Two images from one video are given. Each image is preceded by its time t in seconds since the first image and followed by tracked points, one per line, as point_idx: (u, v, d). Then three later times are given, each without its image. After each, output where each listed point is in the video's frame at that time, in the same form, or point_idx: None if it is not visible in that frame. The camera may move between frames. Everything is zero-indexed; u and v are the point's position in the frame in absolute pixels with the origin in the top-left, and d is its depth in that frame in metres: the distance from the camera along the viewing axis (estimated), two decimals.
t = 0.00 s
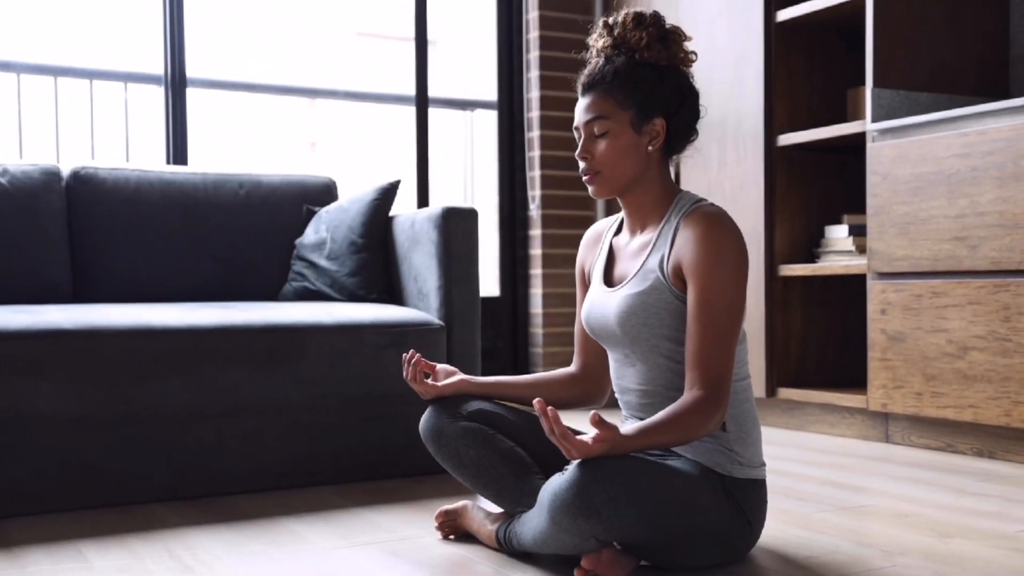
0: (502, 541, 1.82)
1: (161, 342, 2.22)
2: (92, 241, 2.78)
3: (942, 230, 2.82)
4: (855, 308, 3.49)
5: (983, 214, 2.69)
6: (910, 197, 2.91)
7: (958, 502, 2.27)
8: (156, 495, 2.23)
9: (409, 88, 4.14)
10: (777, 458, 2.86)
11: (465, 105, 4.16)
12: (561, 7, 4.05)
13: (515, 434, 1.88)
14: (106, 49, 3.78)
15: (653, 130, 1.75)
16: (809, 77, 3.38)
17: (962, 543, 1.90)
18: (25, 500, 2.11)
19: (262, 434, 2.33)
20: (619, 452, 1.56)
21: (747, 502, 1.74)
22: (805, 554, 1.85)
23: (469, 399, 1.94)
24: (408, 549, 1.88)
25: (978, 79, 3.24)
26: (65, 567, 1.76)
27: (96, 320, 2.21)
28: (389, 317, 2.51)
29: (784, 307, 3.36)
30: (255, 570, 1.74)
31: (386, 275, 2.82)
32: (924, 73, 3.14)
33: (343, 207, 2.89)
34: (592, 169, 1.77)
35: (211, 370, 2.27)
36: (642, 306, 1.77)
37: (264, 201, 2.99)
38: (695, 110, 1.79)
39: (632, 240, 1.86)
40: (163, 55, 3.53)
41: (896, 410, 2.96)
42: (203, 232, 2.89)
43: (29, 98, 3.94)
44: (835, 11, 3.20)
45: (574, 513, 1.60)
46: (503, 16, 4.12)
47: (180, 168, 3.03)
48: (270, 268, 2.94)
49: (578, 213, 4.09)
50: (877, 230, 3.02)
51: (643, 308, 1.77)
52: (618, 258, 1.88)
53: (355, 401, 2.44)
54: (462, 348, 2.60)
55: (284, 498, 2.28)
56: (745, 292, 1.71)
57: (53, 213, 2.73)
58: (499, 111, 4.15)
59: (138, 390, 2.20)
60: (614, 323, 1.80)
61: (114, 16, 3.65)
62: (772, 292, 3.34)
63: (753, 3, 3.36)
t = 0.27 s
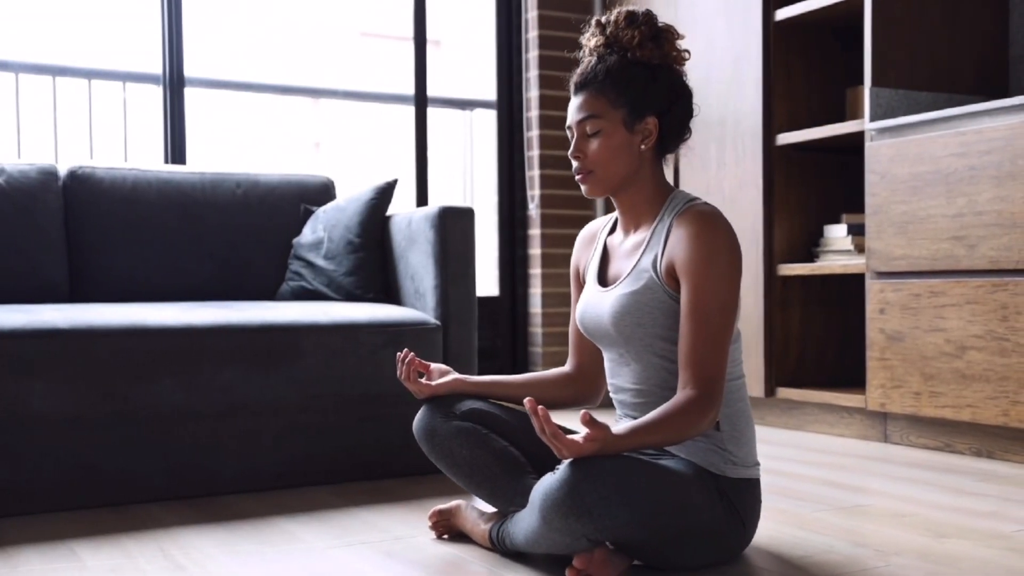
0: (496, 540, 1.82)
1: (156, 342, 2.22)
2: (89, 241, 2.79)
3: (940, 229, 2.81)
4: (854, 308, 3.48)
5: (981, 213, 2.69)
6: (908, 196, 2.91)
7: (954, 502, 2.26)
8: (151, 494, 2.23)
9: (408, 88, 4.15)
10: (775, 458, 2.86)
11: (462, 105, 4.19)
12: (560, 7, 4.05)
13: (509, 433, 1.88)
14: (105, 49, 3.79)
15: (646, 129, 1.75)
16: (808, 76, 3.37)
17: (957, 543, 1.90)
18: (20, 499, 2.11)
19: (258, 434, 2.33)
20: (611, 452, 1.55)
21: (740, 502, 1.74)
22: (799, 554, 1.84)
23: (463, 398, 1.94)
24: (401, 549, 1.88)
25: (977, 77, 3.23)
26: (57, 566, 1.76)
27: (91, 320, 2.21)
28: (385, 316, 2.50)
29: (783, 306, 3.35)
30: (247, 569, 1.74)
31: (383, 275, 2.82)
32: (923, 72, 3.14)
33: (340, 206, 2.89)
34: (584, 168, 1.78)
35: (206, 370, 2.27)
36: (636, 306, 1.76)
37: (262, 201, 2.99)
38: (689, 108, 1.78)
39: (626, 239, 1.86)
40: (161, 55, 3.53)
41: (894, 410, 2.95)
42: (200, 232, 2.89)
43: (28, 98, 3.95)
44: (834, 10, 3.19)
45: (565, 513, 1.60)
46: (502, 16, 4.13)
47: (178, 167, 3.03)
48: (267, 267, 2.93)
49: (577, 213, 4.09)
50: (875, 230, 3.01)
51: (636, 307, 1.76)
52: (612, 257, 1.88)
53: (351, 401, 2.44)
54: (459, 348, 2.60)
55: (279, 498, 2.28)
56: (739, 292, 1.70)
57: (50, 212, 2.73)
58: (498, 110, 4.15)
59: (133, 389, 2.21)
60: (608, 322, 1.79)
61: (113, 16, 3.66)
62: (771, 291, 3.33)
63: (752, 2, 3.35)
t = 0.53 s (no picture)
0: (491, 540, 1.81)
1: (154, 341, 2.22)
2: (89, 240, 2.79)
3: (942, 228, 2.80)
4: (856, 307, 3.46)
5: (983, 212, 2.67)
6: (910, 194, 2.89)
7: (954, 502, 2.25)
8: (148, 493, 2.23)
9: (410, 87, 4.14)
10: (775, 458, 2.85)
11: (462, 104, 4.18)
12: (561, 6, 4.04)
13: (504, 432, 1.87)
14: (106, 49, 3.79)
15: (642, 127, 1.75)
16: (809, 74, 3.36)
17: (956, 543, 1.88)
18: (17, 498, 2.11)
19: (256, 433, 2.33)
20: (604, 450, 1.55)
21: (737, 502, 1.72)
22: (797, 553, 1.83)
23: (459, 397, 1.93)
24: (397, 548, 1.87)
25: (979, 75, 3.22)
26: (53, 565, 1.76)
27: (89, 319, 2.21)
28: (384, 315, 2.50)
29: (785, 306, 3.34)
30: (242, 568, 1.73)
31: (383, 274, 2.82)
32: (925, 70, 3.12)
33: (339, 205, 2.89)
34: (580, 167, 1.77)
35: (204, 370, 2.27)
36: (632, 305, 1.76)
37: (262, 200, 2.99)
38: (684, 106, 1.78)
39: (622, 238, 1.85)
40: (162, 55, 3.53)
41: (896, 409, 2.94)
42: (200, 231, 2.89)
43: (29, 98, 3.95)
44: (835, 8, 3.18)
45: (559, 511, 1.59)
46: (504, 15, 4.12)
47: (178, 167, 3.03)
48: (267, 267, 2.93)
49: (579, 212, 4.08)
50: (877, 228, 3.00)
51: (632, 306, 1.76)
52: (608, 256, 1.87)
53: (349, 401, 2.43)
54: (458, 347, 2.59)
55: (277, 497, 2.28)
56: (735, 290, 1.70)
57: (50, 212, 2.73)
58: (500, 109, 4.15)
59: (131, 389, 2.20)
60: (605, 322, 1.79)
61: (114, 15, 3.66)
62: (772, 290, 3.32)
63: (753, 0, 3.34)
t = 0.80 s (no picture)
0: (488, 539, 1.81)
1: (154, 340, 2.22)
2: (91, 240, 2.79)
3: (946, 227, 2.78)
4: (860, 306, 3.45)
5: (988, 211, 2.65)
6: (914, 193, 2.88)
7: (957, 502, 2.24)
8: (148, 492, 2.23)
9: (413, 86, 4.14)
10: (778, 458, 2.83)
11: (467, 104, 4.19)
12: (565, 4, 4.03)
13: (502, 432, 1.86)
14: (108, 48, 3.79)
15: (639, 126, 1.75)
16: (813, 73, 3.35)
17: (957, 544, 1.87)
18: (17, 497, 2.11)
19: (256, 433, 2.33)
20: (601, 450, 1.54)
21: (735, 502, 1.71)
22: (796, 554, 1.82)
23: (458, 396, 1.92)
24: (395, 547, 1.87)
25: (985, 74, 3.20)
26: (51, 562, 1.76)
27: (89, 317, 2.21)
28: (385, 314, 2.50)
29: (788, 305, 3.32)
30: (240, 567, 1.73)
31: (384, 273, 2.81)
32: (929, 68, 3.11)
33: (341, 204, 2.89)
34: (578, 165, 1.77)
35: (203, 369, 2.27)
36: (631, 304, 1.74)
37: (264, 199, 2.98)
38: (682, 104, 1.78)
39: (621, 237, 1.84)
40: (165, 54, 3.53)
41: (899, 409, 2.92)
42: (202, 231, 2.89)
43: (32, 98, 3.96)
44: (840, 6, 3.16)
45: (555, 511, 1.58)
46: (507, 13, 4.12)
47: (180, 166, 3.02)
48: (269, 266, 2.93)
49: (582, 211, 4.08)
50: (881, 227, 2.99)
51: (631, 306, 1.75)
52: (606, 255, 1.86)
53: (349, 400, 2.43)
54: (458, 347, 2.59)
55: (276, 496, 2.27)
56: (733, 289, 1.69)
57: (53, 211, 2.73)
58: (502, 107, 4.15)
59: (131, 388, 2.20)
60: (603, 322, 1.78)
61: (118, 14, 3.66)
62: (776, 289, 3.31)
63: None
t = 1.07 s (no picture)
0: (490, 540, 1.80)
1: (157, 339, 2.22)
2: (98, 240, 2.78)
3: (955, 226, 2.76)
4: (869, 307, 3.42)
5: (997, 210, 2.63)
6: (922, 192, 2.86)
7: (965, 504, 2.22)
8: (152, 492, 2.22)
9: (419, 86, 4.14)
10: (786, 459, 2.81)
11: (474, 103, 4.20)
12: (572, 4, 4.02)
13: (505, 432, 1.85)
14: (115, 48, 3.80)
15: (641, 125, 1.74)
16: (821, 72, 3.33)
17: (963, 546, 1.85)
18: (22, 496, 2.11)
19: (260, 433, 2.32)
20: (602, 450, 1.53)
21: (738, 502, 1.70)
22: (800, 556, 1.81)
23: (460, 397, 1.92)
24: (398, 548, 1.86)
25: (994, 73, 3.17)
26: (55, 561, 1.76)
27: (93, 317, 2.21)
28: (389, 314, 2.49)
29: (796, 305, 3.30)
30: (242, 568, 1.72)
31: (389, 273, 2.81)
32: (938, 67, 3.08)
33: (346, 204, 2.88)
34: (579, 165, 1.76)
35: (207, 369, 2.26)
36: (634, 305, 1.73)
37: (270, 200, 2.98)
38: (685, 103, 1.77)
39: (624, 237, 1.82)
40: (171, 54, 3.54)
41: (908, 410, 2.90)
42: (208, 231, 2.88)
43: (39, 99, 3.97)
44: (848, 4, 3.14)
45: (555, 512, 1.57)
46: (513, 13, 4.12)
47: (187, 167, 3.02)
48: (275, 266, 2.92)
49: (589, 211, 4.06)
50: (889, 227, 2.97)
51: (633, 306, 1.73)
52: (609, 255, 1.85)
53: (353, 400, 2.42)
54: (462, 347, 2.58)
55: (280, 496, 2.27)
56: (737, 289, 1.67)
57: (60, 212, 2.73)
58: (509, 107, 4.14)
59: (135, 388, 2.20)
60: (606, 322, 1.76)
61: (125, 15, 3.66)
62: (783, 289, 3.29)
63: None
